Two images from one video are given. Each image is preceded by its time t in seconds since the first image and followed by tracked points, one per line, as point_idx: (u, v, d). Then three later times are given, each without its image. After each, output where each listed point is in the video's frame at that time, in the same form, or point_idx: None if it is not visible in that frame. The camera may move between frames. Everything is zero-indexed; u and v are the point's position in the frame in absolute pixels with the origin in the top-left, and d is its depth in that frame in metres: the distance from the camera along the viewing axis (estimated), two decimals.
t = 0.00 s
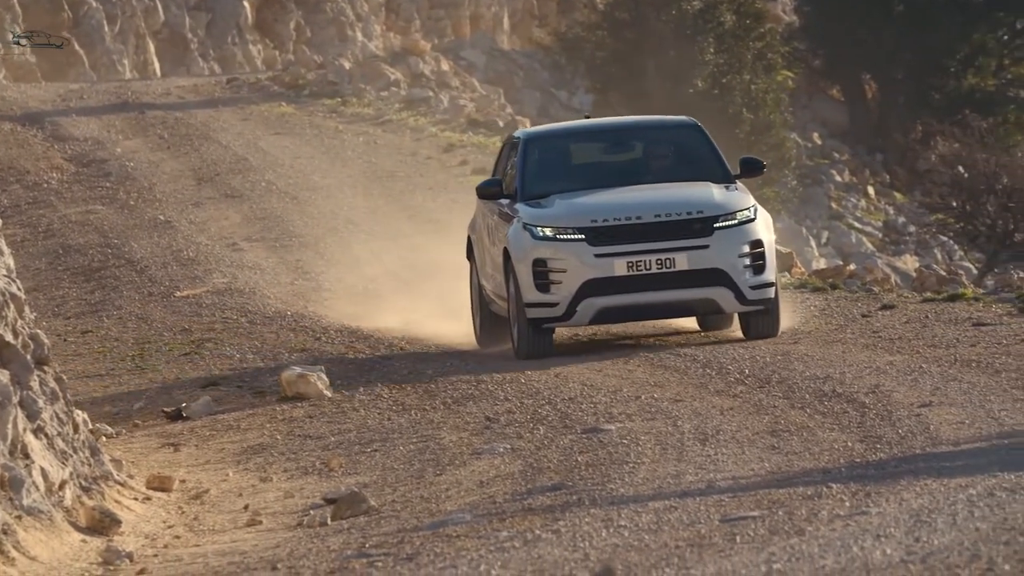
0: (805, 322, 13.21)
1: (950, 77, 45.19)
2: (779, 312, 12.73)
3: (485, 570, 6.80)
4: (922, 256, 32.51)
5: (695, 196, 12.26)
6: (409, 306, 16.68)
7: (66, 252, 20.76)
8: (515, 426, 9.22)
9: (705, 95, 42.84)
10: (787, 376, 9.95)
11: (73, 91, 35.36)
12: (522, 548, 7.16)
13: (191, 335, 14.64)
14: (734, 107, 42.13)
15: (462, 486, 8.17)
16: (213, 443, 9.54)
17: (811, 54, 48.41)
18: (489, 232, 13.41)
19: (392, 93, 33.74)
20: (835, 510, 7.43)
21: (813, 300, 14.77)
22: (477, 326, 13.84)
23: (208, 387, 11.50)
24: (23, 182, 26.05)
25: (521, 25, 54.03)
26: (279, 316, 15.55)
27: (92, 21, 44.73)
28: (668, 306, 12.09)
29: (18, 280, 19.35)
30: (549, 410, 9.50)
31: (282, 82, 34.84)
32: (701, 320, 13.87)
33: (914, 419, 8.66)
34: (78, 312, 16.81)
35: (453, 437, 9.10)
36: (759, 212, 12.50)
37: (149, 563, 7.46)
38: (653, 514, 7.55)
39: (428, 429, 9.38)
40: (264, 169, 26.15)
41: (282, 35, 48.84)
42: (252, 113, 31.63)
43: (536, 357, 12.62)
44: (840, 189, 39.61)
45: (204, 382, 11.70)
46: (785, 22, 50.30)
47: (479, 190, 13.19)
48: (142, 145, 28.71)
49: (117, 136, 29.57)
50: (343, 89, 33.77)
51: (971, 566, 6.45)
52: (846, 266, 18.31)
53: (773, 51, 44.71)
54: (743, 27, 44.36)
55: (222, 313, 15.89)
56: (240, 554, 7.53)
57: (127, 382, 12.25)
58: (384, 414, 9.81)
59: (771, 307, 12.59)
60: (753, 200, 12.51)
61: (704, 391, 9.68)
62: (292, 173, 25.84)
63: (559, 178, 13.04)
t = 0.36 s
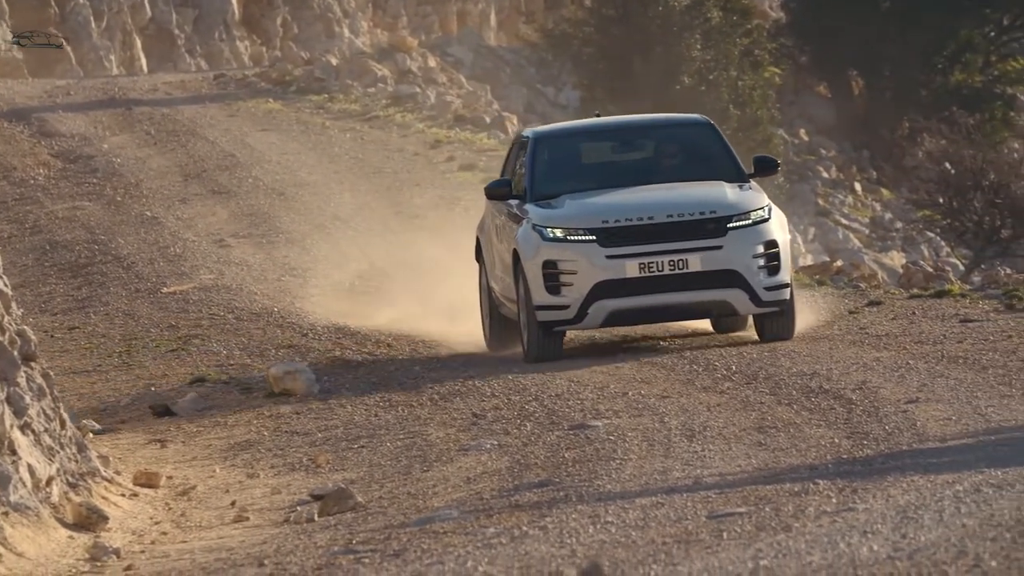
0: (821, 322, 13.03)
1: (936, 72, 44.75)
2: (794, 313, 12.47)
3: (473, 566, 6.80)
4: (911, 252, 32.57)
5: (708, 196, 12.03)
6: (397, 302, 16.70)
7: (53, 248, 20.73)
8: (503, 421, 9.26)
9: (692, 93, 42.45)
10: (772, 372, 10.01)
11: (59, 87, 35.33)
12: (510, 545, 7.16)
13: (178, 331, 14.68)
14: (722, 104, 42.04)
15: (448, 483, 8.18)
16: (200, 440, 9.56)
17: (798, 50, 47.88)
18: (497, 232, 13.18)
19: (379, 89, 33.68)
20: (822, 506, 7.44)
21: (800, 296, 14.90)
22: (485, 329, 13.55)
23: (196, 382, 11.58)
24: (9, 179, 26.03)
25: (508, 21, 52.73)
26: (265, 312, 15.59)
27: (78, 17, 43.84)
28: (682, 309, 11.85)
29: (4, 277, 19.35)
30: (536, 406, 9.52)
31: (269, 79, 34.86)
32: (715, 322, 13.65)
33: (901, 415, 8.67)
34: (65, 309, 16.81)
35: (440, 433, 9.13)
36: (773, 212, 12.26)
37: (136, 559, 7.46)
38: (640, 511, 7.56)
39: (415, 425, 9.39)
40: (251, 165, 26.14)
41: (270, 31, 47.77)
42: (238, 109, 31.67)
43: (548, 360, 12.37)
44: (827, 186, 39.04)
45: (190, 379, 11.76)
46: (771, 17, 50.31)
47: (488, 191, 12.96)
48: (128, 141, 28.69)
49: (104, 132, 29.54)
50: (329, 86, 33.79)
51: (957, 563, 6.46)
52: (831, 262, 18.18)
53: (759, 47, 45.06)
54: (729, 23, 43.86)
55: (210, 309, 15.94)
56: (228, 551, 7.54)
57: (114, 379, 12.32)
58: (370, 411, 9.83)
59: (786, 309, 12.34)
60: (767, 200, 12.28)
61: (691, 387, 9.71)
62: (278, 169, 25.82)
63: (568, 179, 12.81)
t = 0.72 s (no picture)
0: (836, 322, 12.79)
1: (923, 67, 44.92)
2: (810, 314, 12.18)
3: (459, 561, 6.81)
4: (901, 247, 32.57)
5: (721, 195, 11.73)
6: (385, 298, 16.69)
7: (40, 243, 20.74)
8: (489, 415, 9.31)
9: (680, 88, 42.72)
10: (760, 366, 10.06)
11: (46, 82, 35.37)
12: (496, 540, 7.17)
13: (165, 326, 14.73)
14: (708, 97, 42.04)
15: (435, 478, 8.19)
16: (186, 435, 9.57)
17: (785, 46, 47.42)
18: (507, 231, 12.84)
19: (367, 83, 33.58)
20: (809, 502, 7.44)
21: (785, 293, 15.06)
22: (494, 331, 13.20)
23: (181, 378, 11.67)
24: None
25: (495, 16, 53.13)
26: (251, 308, 15.66)
27: (66, 13, 46.88)
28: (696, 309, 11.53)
29: None
30: (524, 402, 9.56)
31: (256, 75, 34.94)
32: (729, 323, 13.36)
33: (888, 410, 8.67)
34: (52, 304, 16.81)
35: (427, 427, 9.17)
36: (788, 210, 11.95)
37: (123, 554, 7.47)
38: (627, 506, 7.56)
39: (401, 421, 9.41)
40: (238, 160, 26.15)
41: (255, 26, 50.37)
42: (226, 104, 31.72)
43: (558, 362, 12.05)
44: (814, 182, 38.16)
45: (177, 375, 11.85)
46: (758, 13, 50.25)
47: (496, 189, 12.64)
48: (116, 136, 28.72)
49: (91, 127, 29.56)
50: (317, 81, 33.82)
51: (943, 559, 6.46)
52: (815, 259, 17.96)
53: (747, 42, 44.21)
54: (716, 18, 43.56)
55: (196, 304, 16.00)
56: (215, 546, 7.54)
57: (101, 374, 12.39)
58: (358, 407, 9.85)
59: (802, 310, 12.03)
60: (781, 198, 11.97)
61: (677, 381, 9.76)
62: (266, 165, 25.83)
63: (579, 177, 12.50)
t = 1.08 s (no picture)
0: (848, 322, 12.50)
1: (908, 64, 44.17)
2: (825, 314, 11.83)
3: (443, 557, 6.82)
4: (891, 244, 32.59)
5: (732, 194, 11.40)
6: (372, 294, 16.70)
7: (25, 239, 20.73)
8: (474, 410, 9.38)
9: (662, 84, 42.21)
10: (747, 364, 10.10)
11: (32, 79, 35.41)
12: (481, 536, 7.17)
13: (150, 323, 14.76)
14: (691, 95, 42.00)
15: (420, 474, 8.18)
16: (173, 430, 9.61)
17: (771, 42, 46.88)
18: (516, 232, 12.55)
19: (352, 79, 33.52)
20: (794, 498, 7.44)
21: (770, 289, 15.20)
22: (504, 334, 12.91)
23: (166, 374, 11.73)
24: None
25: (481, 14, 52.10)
26: (237, 304, 15.71)
27: (51, 9, 47.92)
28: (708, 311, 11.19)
29: None
30: (509, 397, 9.61)
31: (242, 71, 35.00)
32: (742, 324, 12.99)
33: (873, 407, 8.68)
34: (36, 300, 16.82)
35: (411, 422, 9.22)
36: (800, 209, 11.61)
37: (108, 550, 7.47)
38: (612, 503, 7.56)
39: (387, 417, 9.41)
40: (223, 157, 26.13)
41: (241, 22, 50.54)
42: (211, 100, 31.74)
43: (566, 366, 11.74)
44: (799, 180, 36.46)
45: (162, 371, 11.91)
46: (744, 10, 50.17)
47: (503, 189, 12.36)
48: (101, 133, 28.70)
49: (76, 123, 29.55)
50: (302, 78, 33.84)
51: (927, 555, 6.46)
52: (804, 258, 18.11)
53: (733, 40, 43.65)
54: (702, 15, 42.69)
55: (181, 301, 16.04)
56: (199, 542, 7.54)
57: (87, 370, 12.43)
58: (344, 404, 9.91)
59: (816, 311, 11.69)
60: (794, 197, 11.63)
61: (662, 377, 9.82)
62: (251, 161, 25.82)
63: (588, 176, 12.25)
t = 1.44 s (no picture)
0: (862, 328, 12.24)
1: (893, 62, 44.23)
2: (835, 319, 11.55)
3: (428, 554, 6.82)
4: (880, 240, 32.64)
5: (742, 195, 11.12)
6: (357, 292, 16.71)
7: (10, 236, 20.70)
8: (461, 403, 9.53)
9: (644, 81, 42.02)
10: (737, 364, 10.11)
11: (15, 75, 35.44)
12: (466, 533, 7.17)
13: (134, 320, 14.77)
14: (678, 92, 41.91)
15: (406, 471, 8.20)
16: (157, 427, 9.65)
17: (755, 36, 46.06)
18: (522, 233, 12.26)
19: (337, 76, 33.52)
20: (778, 495, 7.44)
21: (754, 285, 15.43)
22: (512, 338, 12.61)
23: (151, 371, 11.81)
24: None
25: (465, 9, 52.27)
26: (222, 302, 15.76)
27: (34, 6, 47.94)
28: (717, 314, 10.91)
29: None
30: (494, 397, 9.64)
31: (227, 68, 35.01)
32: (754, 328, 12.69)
33: (858, 404, 8.72)
34: (21, 297, 16.80)
35: (393, 418, 9.28)
36: (812, 210, 11.33)
37: (92, 547, 7.47)
38: (597, 500, 7.56)
39: (371, 415, 9.45)
40: (207, 153, 26.10)
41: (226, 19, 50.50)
42: (195, 97, 31.76)
43: (572, 370, 11.46)
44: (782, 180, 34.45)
45: (146, 368, 11.99)
46: (729, 7, 50.13)
47: (508, 190, 12.07)
48: (85, 130, 28.69)
49: (60, 120, 29.52)
50: (287, 74, 33.88)
51: (912, 551, 6.47)
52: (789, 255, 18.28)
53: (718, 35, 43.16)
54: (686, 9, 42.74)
55: (166, 298, 16.07)
56: (184, 539, 7.54)
57: (71, 367, 12.47)
58: (327, 400, 10.03)
59: (827, 315, 11.41)
60: (805, 198, 11.34)
61: (648, 375, 9.94)
62: (236, 158, 25.81)
63: (595, 177, 11.92)
